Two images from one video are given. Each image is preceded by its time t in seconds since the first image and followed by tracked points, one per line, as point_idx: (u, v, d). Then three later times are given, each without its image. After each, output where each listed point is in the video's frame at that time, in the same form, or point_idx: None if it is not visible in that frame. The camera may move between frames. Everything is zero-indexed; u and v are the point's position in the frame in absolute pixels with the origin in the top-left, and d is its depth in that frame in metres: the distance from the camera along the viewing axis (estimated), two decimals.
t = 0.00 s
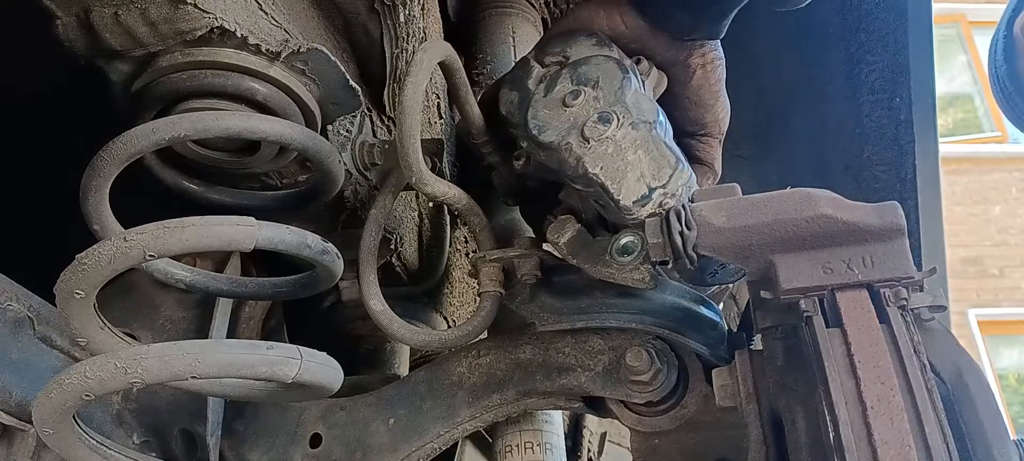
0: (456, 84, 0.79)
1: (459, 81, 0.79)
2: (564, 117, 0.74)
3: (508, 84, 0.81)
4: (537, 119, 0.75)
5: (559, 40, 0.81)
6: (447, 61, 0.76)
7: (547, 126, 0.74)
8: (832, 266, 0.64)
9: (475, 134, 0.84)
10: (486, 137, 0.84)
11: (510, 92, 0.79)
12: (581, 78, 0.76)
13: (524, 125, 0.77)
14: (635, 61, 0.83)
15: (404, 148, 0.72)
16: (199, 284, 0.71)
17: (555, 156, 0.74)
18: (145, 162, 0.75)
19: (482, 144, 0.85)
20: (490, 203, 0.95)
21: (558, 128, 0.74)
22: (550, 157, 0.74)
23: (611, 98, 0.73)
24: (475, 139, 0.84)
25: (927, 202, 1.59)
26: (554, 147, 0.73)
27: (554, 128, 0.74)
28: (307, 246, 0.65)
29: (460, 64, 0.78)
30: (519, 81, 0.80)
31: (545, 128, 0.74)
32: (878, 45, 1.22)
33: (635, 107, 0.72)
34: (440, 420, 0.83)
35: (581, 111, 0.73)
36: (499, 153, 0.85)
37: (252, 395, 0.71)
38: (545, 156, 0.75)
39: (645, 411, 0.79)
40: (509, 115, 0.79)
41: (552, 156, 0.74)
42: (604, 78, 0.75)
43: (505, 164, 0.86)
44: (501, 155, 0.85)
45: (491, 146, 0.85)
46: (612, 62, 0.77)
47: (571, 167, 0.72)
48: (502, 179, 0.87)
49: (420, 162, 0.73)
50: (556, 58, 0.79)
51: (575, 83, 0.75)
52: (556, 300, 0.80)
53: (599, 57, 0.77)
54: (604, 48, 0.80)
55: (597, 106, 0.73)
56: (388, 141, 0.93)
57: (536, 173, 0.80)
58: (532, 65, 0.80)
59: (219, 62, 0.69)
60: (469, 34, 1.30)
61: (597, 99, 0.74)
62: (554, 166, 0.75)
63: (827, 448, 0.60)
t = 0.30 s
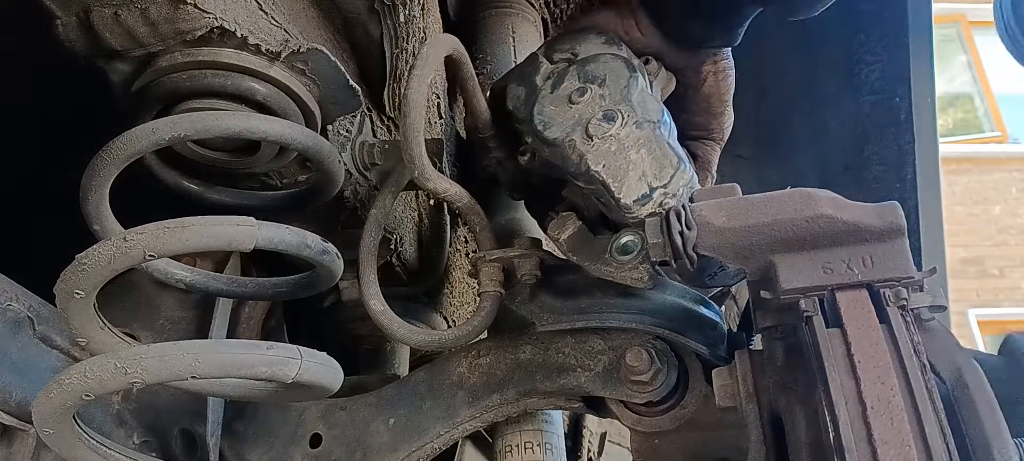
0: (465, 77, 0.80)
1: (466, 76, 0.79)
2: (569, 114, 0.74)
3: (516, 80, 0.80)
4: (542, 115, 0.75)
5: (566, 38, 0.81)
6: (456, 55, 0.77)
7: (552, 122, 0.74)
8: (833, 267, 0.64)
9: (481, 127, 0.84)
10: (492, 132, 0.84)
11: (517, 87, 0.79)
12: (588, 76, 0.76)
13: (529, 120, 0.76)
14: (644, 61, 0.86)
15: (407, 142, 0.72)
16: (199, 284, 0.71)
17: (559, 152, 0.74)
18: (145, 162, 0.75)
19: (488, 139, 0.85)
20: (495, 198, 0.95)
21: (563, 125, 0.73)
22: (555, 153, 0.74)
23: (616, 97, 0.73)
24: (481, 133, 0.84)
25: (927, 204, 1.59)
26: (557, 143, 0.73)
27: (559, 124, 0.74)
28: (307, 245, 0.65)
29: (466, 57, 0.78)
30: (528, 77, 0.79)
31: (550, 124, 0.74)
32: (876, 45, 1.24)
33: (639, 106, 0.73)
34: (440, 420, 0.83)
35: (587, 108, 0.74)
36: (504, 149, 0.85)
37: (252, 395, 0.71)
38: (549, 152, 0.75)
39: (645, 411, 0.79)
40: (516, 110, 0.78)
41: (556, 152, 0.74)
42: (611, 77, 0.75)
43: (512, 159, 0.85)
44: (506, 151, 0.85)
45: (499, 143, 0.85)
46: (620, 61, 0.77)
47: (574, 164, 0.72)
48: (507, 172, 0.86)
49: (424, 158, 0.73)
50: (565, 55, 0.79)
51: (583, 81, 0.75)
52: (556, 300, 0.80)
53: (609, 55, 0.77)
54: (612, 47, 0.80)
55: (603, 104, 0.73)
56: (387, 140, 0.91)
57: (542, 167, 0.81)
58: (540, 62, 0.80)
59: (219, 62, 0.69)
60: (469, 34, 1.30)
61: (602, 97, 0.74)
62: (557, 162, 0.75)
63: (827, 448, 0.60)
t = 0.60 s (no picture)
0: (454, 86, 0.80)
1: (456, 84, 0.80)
2: (562, 119, 0.74)
3: (506, 85, 0.81)
4: (535, 121, 0.75)
5: (554, 41, 0.80)
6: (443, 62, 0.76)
7: (545, 128, 0.74)
8: (832, 267, 0.64)
9: (472, 137, 0.85)
10: (482, 140, 0.85)
11: (506, 94, 0.80)
12: (577, 79, 0.75)
13: (522, 126, 0.77)
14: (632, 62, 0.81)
15: (402, 152, 0.72)
16: (199, 284, 0.71)
17: (553, 157, 0.74)
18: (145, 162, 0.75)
19: (479, 148, 0.85)
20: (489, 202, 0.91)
21: (556, 130, 0.74)
22: (549, 159, 0.74)
23: (608, 99, 0.73)
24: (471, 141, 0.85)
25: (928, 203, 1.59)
26: (552, 148, 0.73)
27: (552, 130, 0.74)
28: (307, 246, 0.65)
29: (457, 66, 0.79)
30: (517, 83, 0.80)
31: (543, 130, 0.74)
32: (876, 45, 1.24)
33: (632, 107, 0.72)
34: (440, 420, 0.83)
35: (578, 112, 0.73)
36: (496, 158, 0.85)
37: (252, 395, 0.71)
38: (543, 158, 0.75)
39: (645, 411, 0.79)
40: (507, 117, 0.80)
41: (550, 158, 0.74)
42: (602, 80, 0.74)
43: (503, 167, 0.85)
44: (498, 159, 0.85)
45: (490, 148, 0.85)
46: (609, 63, 0.76)
47: (569, 169, 0.72)
48: (501, 180, 0.87)
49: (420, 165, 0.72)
50: (553, 60, 0.79)
51: (572, 85, 0.75)
52: (556, 300, 0.80)
53: (596, 58, 0.77)
54: (601, 50, 0.79)
55: (595, 108, 0.73)
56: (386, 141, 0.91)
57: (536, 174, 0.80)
58: (528, 67, 0.80)
59: (219, 62, 0.69)
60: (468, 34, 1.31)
61: (594, 100, 0.73)
62: (552, 167, 0.75)
63: (827, 448, 0.60)
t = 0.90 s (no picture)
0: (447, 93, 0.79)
1: (449, 90, 0.79)
2: (558, 121, 0.74)
3: (498, 91, 0.81)
4: (530, 126, 0.76)
5: (546, 45, 0.81)
6: (438, 70, 0.76)
7: (540, 131, 0.75)
8: (833, 267, 0.64)
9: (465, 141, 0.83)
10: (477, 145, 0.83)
11: (500, 99, 0.80)
12: (573, 82, 0.76)
13: (516, 130, 0.77)
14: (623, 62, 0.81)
15: (397, 156, 0.71)
16: (199, 284, 0.71)
17: (550, 162, 0.75)
18: (146, 162, 0.75)
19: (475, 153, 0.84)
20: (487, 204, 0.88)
21: (552, 134, 0.74)
22: (544, 163, 0.75)
23: (603, 101, 0.73)
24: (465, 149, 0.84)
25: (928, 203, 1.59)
26: (547, 152, 0.74)
27: (547, 134, 0.75)
28: (307, 245, 0.65)
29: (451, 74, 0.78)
30: (510, 88, 0.80)
31: (538, 134, 0.75)
32: (878, 46, 1.23)
33: (627, 109, 0.72)
34: (440, 420, 0.83)
35: (574, 115, 0.74)
36: (492, 161, 0.85)
37: (252, 395, 0.71)
38: (539, 163, 0.76)
39: (645, 411, 0.79)
40: (501, 123, 0.80)
41: (546, 162, 0.75)
42: (596, 81, 0.75)
43: (499, 171, 0.85)
44: (494, 164, 0.85)
45: (483, 152, 0.84)
46: (602, 64, 0.77)
47: (567, 172, 0.73)
48: (496, 186, 0.86)
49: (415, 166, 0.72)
50: (545, 63, 0.80)
51: (567, 88, 0.76)
52: (556, 300, 0.80)
53: (588, 60, 0.77)
54: (592, 51, 0.80)
55: (590, 110, 0.73)
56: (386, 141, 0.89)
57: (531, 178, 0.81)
58: (521, 70, 0.81)
59: (219, 62, 0.69)
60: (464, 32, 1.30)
61: (589, 102, 0.74)
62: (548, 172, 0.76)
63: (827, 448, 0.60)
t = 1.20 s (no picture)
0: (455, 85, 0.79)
1: (459, 82, 0.79)
2: (564, 117, 0.74)
3: (507, 85, 0.81)
4: (537, 120, 0.76)
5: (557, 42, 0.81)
6: (447, 62, 0.76)
7: (547, 126, 0.75)
8: (833, 267, 0.64)
9: (474, 134, 0.83)
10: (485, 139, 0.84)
11: (510, 91, 0.80)
12: (582, 78, 0.76)
13: (524, 124, 0.78)
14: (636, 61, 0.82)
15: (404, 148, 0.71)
16: (199, 284, 0.71)
17: (555, 156, 0.75)
18: (146, 162, 0.75)
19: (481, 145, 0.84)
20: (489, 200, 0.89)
21: (558, 128, 0.74)
22: (550, 157, 0.75)
23: (610, 98, 0.73)
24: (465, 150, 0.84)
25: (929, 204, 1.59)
26: (553, 147, 0.74)
27: (554, 128, 0.74)
28: (307, 246, 0.65)
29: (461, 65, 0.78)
30: (518, 82, 0.80)
31: (544, 128, 0.75)
32: (877, 47, 1.23)
33: (634, 107, 0.72)
34: (440, 420, 0.83)
35: (581, 111, 0.74)
36: (499, 152, 0.85)
37: (252, 395, 0.71)
38: (545, 156, 0.76)
39: (645, 411, 0.79)
40: (509, 115, 0.80)
41: (552, 156, 0.75)
42: (604, 79, 0.75)
43: (506, 163, 0.85)
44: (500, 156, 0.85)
45: (491, 145, 0.84)
46: (612, 62, 0.77)
47: (570, 167, 0.73)
48: (502, 179, 0.87)
49: (421, 164, 0.72)
50: (556, 59, 0.80)
51: (575, 83, 0.76)
52: (557, 300, 0.80)
53: (599, 58, 0.78)
54: (604, 49, 0.80)
55: (597, 107, 0.73)
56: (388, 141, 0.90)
57: (538, 173, 0.80)
58: (532, 66, 0.80)
59: (219, 62, 0.69)
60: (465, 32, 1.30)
61: (596, 99, 0.74)
62: (554, 166, 0.76)
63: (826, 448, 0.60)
